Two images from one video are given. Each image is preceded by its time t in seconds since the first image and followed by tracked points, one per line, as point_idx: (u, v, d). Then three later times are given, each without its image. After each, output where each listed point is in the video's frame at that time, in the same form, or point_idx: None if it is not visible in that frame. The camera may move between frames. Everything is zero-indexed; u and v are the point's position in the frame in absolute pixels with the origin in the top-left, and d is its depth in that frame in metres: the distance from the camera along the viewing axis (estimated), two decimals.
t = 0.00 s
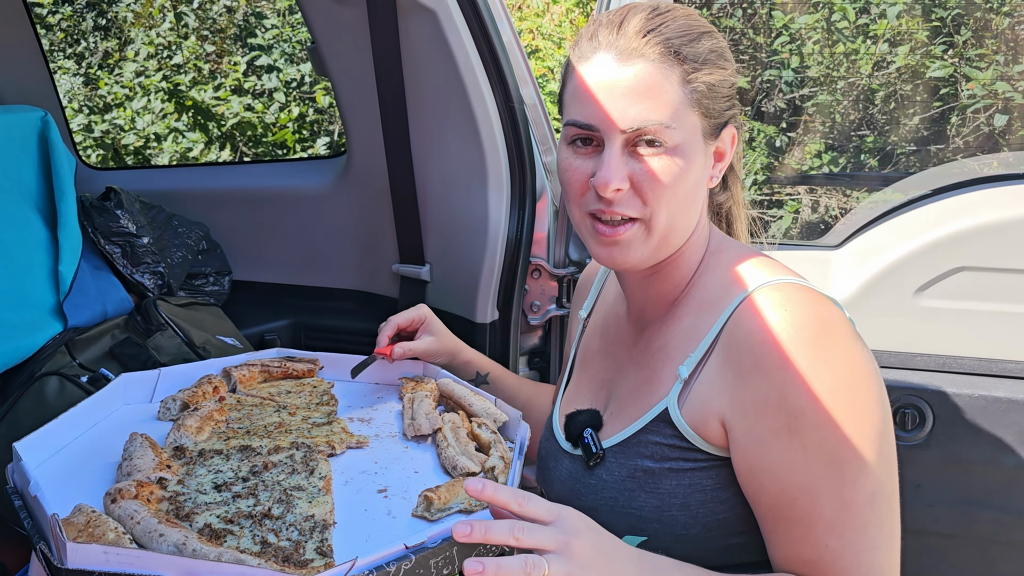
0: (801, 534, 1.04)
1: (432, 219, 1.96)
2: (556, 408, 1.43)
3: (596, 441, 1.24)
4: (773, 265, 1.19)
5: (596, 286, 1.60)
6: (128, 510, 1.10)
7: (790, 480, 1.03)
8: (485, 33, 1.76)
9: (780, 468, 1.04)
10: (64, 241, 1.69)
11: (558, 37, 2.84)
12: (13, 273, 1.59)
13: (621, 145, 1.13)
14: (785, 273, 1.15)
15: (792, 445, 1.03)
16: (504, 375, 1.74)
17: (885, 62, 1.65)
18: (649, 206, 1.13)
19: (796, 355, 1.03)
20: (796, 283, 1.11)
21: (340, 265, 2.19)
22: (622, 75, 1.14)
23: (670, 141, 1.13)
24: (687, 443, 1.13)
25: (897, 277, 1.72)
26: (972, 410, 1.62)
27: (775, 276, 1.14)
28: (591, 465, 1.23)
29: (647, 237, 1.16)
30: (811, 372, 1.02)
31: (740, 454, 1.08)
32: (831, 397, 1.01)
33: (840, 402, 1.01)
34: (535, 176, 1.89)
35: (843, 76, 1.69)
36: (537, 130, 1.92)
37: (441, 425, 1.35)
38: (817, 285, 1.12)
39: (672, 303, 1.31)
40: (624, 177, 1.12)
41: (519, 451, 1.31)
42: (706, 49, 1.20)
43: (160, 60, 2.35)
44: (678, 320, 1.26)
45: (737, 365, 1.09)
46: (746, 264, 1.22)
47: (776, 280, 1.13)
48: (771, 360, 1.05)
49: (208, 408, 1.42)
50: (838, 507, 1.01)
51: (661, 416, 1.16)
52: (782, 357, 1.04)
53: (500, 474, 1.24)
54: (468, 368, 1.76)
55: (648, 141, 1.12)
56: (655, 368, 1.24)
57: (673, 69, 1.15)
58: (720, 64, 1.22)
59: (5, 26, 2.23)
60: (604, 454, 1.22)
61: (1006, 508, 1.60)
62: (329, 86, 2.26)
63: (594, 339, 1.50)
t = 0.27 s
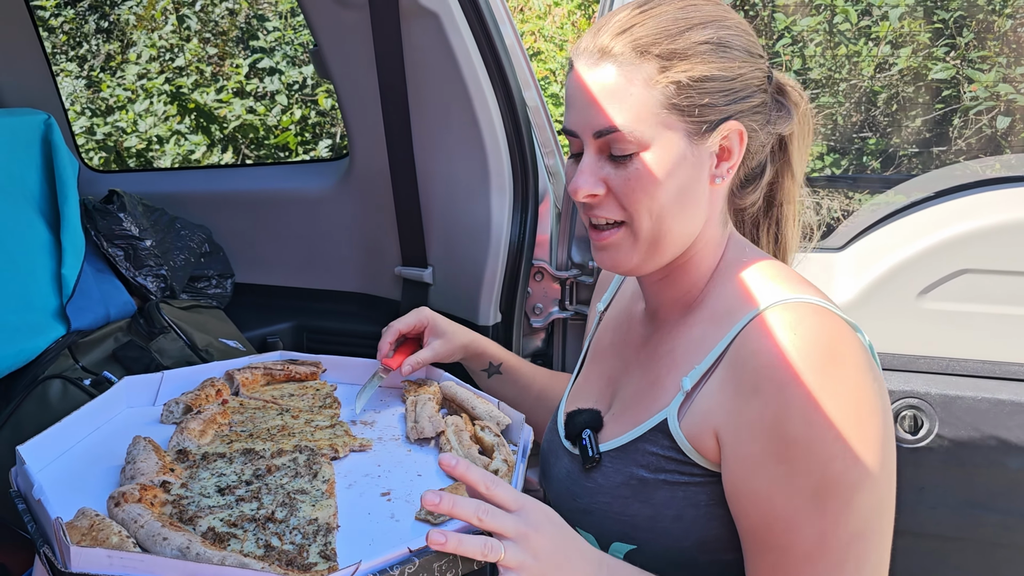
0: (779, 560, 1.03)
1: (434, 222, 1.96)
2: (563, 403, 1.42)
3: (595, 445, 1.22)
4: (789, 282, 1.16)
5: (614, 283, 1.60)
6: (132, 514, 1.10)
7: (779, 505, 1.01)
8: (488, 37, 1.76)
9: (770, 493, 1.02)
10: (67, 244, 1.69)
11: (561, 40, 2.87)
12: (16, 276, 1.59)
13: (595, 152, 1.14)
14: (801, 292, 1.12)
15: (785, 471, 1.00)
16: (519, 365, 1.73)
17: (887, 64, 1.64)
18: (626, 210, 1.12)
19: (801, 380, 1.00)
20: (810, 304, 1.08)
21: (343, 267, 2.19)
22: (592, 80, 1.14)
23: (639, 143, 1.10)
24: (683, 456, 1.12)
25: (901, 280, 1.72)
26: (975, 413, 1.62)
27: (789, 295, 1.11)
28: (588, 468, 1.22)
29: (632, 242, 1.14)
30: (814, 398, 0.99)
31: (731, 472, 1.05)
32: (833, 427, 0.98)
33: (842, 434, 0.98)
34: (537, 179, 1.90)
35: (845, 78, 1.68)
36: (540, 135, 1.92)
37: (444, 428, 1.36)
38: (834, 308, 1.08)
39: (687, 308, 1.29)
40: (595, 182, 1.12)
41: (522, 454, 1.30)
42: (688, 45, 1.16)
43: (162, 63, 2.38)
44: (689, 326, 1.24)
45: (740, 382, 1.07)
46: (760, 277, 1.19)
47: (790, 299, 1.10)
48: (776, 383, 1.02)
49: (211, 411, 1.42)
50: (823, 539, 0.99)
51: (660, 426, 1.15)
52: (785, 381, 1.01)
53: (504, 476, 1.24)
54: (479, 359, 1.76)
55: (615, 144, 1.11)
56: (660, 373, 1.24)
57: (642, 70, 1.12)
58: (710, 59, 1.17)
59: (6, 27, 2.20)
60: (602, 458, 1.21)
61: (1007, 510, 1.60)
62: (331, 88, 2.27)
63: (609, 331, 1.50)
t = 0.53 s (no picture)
0: None
1: (435, 225, 1.96)
2: (567, 407, 1.31)
3: (583, 456, 1.12)
4: (793, 301, 0.99)
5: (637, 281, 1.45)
6: (133, 516, 1.10)
7: (762, 556, 0.88)
8: (490, 39, 1.77)
9: (754, 542, 0.88)
10: (69, 246, 1.69)
11: (561, 42, 2.83)
12: (17, 277, 1.59)
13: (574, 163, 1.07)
14: (805, 316, 0.95)
15: (769, 520, 0.87)
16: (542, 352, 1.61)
17: (889, 66, 1.65)
18: (600, 224, 1.04)
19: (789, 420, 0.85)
20: (810, 334, 0.92)
21: (345, 268, 2.19)
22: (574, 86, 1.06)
23: (608, 154, 1.01)
24: (666, 482, 0.99)
25: (904, 281, 1.70)
26: (978, 415, 1.63)
27: (788, 320, 0.95)
28: (574, 478, 1.12)
29: (609, 257, 1.05)
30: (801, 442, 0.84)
31: (715, 514, 0.92)
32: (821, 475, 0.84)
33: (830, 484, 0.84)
34: (539, 181, 1.90)
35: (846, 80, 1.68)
36: (541, 136, 1.93)
37: (446, 430, 1.36)
38: (836, 339, 0.92)
39: (688, 322, 1.13)
40: (573, 193, 1.06)
41: (524, 456, 1.30)
42: (660, 47, 1.03)
43: (164, 65, 2.37)
44: (688, 343, 1.09)
45: (727, 412, 0.92)
46: (762, 293, 1.02)
47: (786, 325, 0.94)
48: (761, 422, 0.87)
49: (212, 412, 1.41)
50: None
51: (644, 448, 1.03)
52: (773, 416, 0.86)
53: (505, 479, 1.24)
54: (501, 344, 1.65)
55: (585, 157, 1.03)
56: (654, 394, 1.09)
57: (603, 81, 1.03)
58: (684, 60, 1.02)
59: (10, 31, 2.23)
60: (588, 470, 1.10)
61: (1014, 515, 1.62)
62: (332, 91, 2.25)
63: (622, 337, 1.34)
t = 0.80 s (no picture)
0: None
1: (435, 227, 1.95)
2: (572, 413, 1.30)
3: (576, 464, 1.12)
4: (799, 321, 0.97)
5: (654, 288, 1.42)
6: (132, 520, 1.10)
7: None
8: (490, 40, 1.77)
9: (743, 565, 0.87)
10: (69, 249, 1.69)
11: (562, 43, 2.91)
12: (16, 281, 1.58)
13: (576, 173, 1.07)
14: (809, 337, 0.93)
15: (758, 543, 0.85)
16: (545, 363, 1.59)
17: (891, 68, 1.71)
18: (605, 237, 1.04)
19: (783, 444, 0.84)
20: (814, 357, 0.90)
21: (344, 271, 2.18)
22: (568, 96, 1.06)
23: (608, 165, 1.01)
24: (656, 500, 0.99)
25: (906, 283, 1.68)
26: (978, 418, 1.63)
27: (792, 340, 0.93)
28: (566, 487, 1.11)
29: (615, 270, 1.05)
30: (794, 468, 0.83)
31: (704, 535, 0.90)
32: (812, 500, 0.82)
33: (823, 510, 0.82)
34: (539, 184, 1.90)
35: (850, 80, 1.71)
36: (541, 139, 1.94)
37: (445, 434, 1.36)
38: (840, 362, 0.90)
39: (694, 335, 1.11)
40: (574, 206, 1.06)
41: (524, 460, 1.29)
42: (659, 51, 1.01)
43: (164, 67, 2.35)
44: (693, 357, 1.08)
45: (719, 433, 0.91)
46: (768, 311, 1.01)
47: (789, 346, 0.92)
48: (755, 445, 0.85)
49: (212, 416, 1.41)
50: None
51: (637, 464, 1.02)
52: (766, 439, 0.85)
53: (505, 482, 1.23)
54: (503, 358, 1.62)
55: (586, 168, 1.04)
56: (656, 407, 1.08)
57: (603, 88, 1.03)
58: (684, 65, 1.00)
59: (10, 33, 2.24)
60: (581, 479, 1.10)
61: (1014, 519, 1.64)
62: (332, 92, 2.25)
63: (633, 347, 1.32)
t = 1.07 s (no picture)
0: None
1: (435, 229, 1.95)
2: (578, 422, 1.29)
3: (580, 473, 1.11)
4: (815, 340, 0.94)
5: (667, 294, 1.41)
6: (132, 523, 1.09)
7: None
8: (491, 42, 1.77)
9: None
10: (69, 252, 1.68)
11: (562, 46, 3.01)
12: (14, 283, 1.58)
13: (577, 186, 1.06)
14: (826, 359, 0.89)
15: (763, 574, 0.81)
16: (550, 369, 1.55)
17: (891, 70, 1.78)
18: (611, 252, 1.03)
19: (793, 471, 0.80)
20: (830, 380, 0.86)
21: (343, 274, 2.18)
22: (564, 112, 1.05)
23: (610, 177, 1.00)
24: (659, 519, 0.96)
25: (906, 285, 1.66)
26: (982, 420, 1.62)
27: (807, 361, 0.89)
28: (568, 496, 1.11)
29: (624, 285, 1.04)
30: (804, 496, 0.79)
31: (706, 560, 0.87)
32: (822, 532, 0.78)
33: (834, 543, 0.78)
34: (540, 186, 1.90)
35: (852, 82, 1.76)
36: (541, 140, 1.95)
37: (447, 436, 1.35)
38: (859, 387, 0.85)
39: (705, 347, 1.09)
40: (577, 221, 1.05)
41: (525, 463, 1.30)
42: (658, 57, 1.00)
43: (164, 69, 2.35)
44: (703, 373, 1.05)
45: (727, 455, 0.87)
46: (783, 330, 0.97)
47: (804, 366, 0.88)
48: (763, 471, 0.81)
49: (212, 419, 1.41)
50: None
51: (641, 478, 1.00)
52: (776, 464, 0.81)
53: (505, 485, 1.24)
54: (508, 366, 1.58)
55: (589, 182, 1.03)
56: (663, 419, 1.07)
57: (602, 99, 1.02)
58: (685, 70, 0.99)
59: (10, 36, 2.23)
60: (582, 489, 1.09)
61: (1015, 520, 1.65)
62: (333, 95, 2.26)
63: (643, 354, 1.30)
